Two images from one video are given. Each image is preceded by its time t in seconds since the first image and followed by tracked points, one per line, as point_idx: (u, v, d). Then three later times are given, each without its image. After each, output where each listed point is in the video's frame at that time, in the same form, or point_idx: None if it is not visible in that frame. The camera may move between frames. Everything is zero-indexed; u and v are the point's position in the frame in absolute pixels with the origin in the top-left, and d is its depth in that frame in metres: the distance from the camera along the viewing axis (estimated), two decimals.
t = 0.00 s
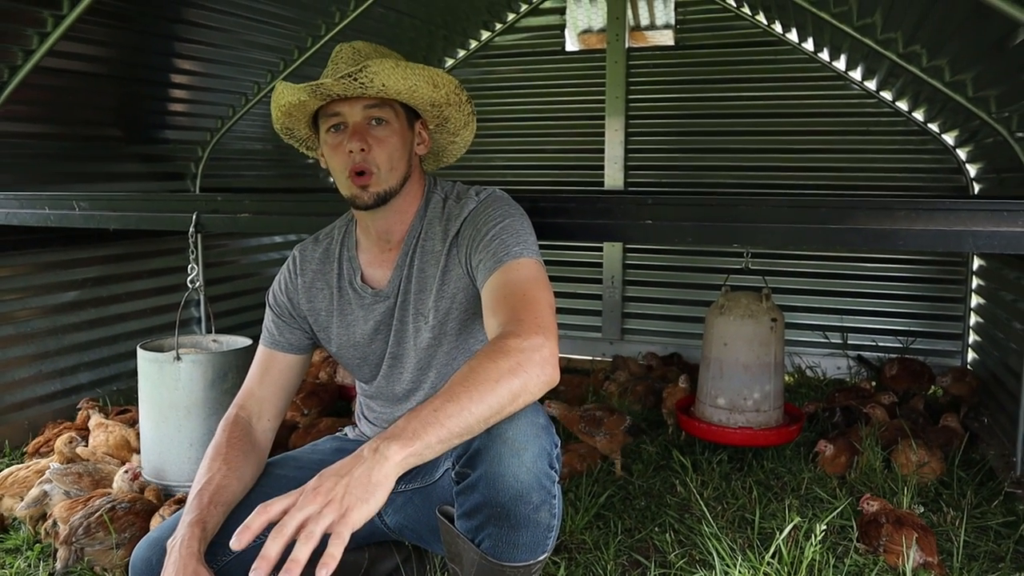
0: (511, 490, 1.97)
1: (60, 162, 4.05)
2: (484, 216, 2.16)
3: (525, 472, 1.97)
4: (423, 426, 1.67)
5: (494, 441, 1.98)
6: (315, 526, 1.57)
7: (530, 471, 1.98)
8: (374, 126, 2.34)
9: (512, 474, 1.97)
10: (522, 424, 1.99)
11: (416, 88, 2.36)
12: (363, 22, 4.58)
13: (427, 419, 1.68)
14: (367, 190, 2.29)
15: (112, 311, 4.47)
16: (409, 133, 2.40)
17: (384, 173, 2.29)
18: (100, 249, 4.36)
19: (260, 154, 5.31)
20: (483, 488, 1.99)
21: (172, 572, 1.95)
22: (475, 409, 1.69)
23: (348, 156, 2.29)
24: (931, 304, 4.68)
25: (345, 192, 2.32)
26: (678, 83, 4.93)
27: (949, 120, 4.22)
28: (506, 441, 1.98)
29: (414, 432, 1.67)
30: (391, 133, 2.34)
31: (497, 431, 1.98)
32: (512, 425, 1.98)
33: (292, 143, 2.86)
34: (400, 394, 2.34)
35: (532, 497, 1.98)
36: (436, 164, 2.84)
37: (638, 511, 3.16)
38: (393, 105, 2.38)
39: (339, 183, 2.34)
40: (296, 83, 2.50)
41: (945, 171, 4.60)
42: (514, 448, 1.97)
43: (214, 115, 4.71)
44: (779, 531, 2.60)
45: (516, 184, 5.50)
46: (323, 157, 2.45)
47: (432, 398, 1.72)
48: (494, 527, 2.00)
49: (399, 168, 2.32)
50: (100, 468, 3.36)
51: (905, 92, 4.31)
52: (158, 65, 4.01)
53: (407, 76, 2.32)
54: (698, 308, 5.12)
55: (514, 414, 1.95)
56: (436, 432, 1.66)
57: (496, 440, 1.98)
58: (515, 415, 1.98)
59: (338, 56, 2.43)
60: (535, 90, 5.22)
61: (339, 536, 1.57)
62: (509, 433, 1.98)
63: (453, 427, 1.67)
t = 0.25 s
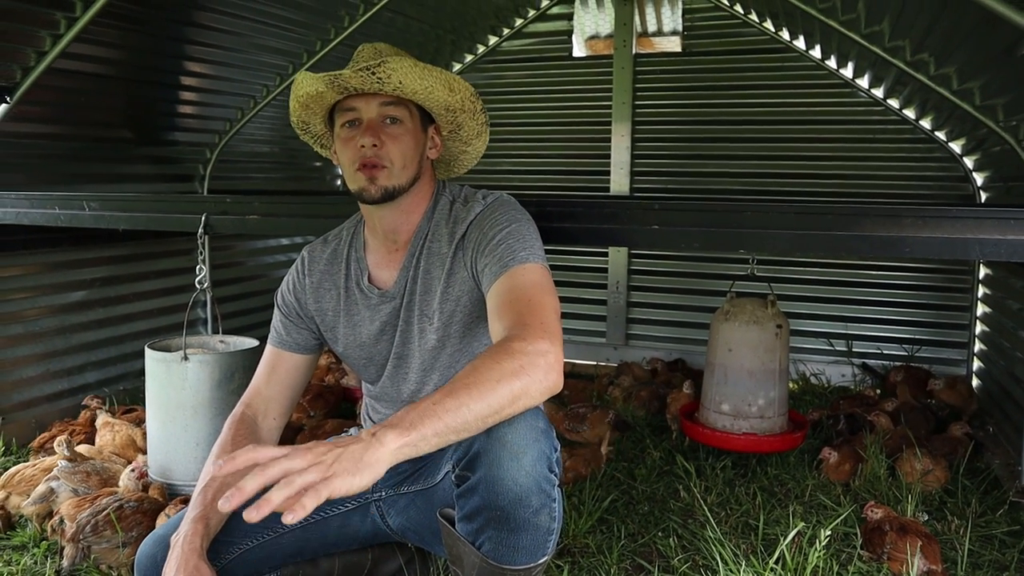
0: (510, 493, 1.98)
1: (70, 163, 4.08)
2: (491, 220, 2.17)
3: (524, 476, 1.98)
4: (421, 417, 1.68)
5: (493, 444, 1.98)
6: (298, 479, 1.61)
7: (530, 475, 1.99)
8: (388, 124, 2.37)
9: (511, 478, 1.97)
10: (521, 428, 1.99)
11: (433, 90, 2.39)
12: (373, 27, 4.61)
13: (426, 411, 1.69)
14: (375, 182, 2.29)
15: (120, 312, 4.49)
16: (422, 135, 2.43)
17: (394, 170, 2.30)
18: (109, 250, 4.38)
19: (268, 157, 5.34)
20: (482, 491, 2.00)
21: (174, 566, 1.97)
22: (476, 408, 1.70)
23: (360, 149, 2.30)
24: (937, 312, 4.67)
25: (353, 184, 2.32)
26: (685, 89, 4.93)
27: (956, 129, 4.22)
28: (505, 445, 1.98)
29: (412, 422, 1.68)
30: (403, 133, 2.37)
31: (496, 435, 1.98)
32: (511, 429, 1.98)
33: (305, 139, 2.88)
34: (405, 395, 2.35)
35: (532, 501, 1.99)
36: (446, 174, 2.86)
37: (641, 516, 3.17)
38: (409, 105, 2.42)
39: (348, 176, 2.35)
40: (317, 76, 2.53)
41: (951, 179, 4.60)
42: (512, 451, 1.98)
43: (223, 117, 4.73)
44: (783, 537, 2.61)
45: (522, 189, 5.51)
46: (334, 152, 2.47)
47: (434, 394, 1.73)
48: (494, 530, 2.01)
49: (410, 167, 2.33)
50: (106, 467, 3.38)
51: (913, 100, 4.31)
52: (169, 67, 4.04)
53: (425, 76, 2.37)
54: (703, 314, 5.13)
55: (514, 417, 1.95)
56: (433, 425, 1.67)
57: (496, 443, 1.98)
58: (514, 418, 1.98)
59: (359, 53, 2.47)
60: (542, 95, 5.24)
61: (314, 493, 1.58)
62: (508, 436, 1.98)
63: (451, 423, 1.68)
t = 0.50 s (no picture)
0: (518, 491, 1.99)
1: (79, 164, 4.10)
2: (498, 222, 2.19)
3: (531, 473, 1.99)
4: (432, 424, 1.69)
5: (501, 441, 2.00)
6: (320, 518, 1.60)
7: (537, 472, 2.00)
8: (397, 131, 2.38)
9: (519, 475, 1.99)
10: (529, 425, 2.02)
11: (441, 96, 2.40)
12: (380, 29, 4.63)
13: (435, 417, 1.71)
14: (387, 192, 2.32)
15: (127, 312, 4.52)
16: (430, 139, 2.44)
17: (404, 177, 2.33)
18: (117, 250, 4.41)
19: (275, 159, 5.36)
20: (489, 488, 2.01)
21: (182, 566, 1.97)
22: (485, 410, 1.71)
23: (371, 158, 2.33)
24: (942, 316, 4.67)
25: (365, 193, 2.35)
26: (691, 93, 4.95)
27: (963, 133, 4.21)
28: (513, 442, 2.00)
29: (423, 430, 1.69)
30: (413, 138, 2.38)
31: (504, 433, 2.00)
32: (519, 427, 2.00)
33: (311, 142, 2.90)
34: (412, 396, 2.36)
35: (540, 498, 2.00)
36: (451, 172, 2.88)
37: (646, 518, 3.17)
38: (418, 111, 2.42)
39: (360, 184, 2.38)
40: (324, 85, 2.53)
41: (957, 184, 4.60)
42: (520, 448, 1.99)
43: (231, 119, 4.76)
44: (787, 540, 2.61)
45: (528, 192, 5.53)
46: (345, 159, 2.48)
47: (442, 398, 1.74)
48: (502, 527, 2.02)
49: (420, 173, 2.35)
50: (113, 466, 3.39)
51: (919, 104, 4.31)
52: (177, 69, 4.07)
53: (434, 83, 2.37)
54: (708, 318, 5.13)
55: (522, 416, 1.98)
56: (444, 431, 1.69)
57: (503, 441, 2.00)
58: (522, 417, 2.01)
59: (366, 59, 2.46)
60: (548, 98, 5.25)
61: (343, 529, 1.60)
62: (516, 434, 2.00)
63: (461, 427, 1.70)
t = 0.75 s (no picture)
0: (529, 487, 2.00)
1: (88, 163, 4.13)
2: (505, 219, 2.20)
3: (544, 469, 2.01)
4: (441, 419, 1.71)
5: (513, 438, 2.02)
6: (325, 507, 1.61)
7: (549, 468, 2.02)
8: (401, 130, 2.39)
9: (532, 470, 2.00)
10: (541, 422, 2.03)
11: (443, 94, 2.41)
12: (386, 29, 4.65)
13: (444, 413, 1.72)
14: (391, 189, 2.32)
15: (135, 311, 4.54)
16: (434, 137, 2.45)
17: (410, 175, 2.33)
18: (124, 249, 4.43)
19: (282, 158, 5.38)
20: (501, 484, 2.02)
21: (192, 562, 1.99)
22: (493, 406, 1.72)
23: (376, 157, 2.33)
24: (949, 317, 4.66)
25: (370, 191, 2.36)
26: (696, 92, 4.95)
27: (969, 133, 4.20)
28: (526, 438, 2.01)
29: (432, 425, 1.70)
30: (416, 137, 2.39)
31: (516, 429, 2.02)
32: (532, 423, 2.02)
33: (316, 142, 2.91)
34: (419, 394, 2.37)
35: (550, 494, 2.01)
36: (457, 169, 2.89)
37: (650, 517, 3.17)
38: (421, 109, 2.43)
39: (365, 184, 2.38)
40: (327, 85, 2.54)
41: (964, 184, 4.59)
42: (532, 445, 2.01)
43: (238, 119, 4.78)
44: (792, 538, 2.62)
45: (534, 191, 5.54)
46: (349, 158, 2.50)
47: (451, 395, 1.75)
48: (512, 523, 2.03)
49: (425, 171, 2.36)
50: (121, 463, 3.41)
51: (925, 104, 4.30)
52: (185, 69, 4.09)
53: (436, 82, 2.38)
54: (713, 317, 5.13)
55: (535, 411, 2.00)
56: (453, 426, 1.70)
57: (515, 437, 2.01)
58: (535, 413, 2.03)
59: (368, 59, 2.48)
60: (554, 98, 5.26)
61: (346, 519, 1.60)
62: (528, 430, 2.02)
63: (470, 422, 1.71)
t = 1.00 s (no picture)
0: (528, 483, 2.00)
1: (87, 161, 4.13)
2: (505, 217, 2.20)
3: (543, 466, 2.02)
4: (446, 417, 1.71)
5: (512, 435, 2.03)
6: (334, 502, 1.61)
7: (548, 464, 2.02)
8: (384, 134, 2.37)
9: (531, 467, 2.00)
10: (540, 419, 2.04)
11: (423, 99, 2.35)
12: (386, 27, 4.65)
13: (448, 410, 1.72)
14: (373, 195, 2.35)
15: (134, 308, 4.54)
16: (422, 139, 2.42)
17: (391, 180, 2.33)
18: (124, 247, 4.43)
19: (281, 156, 5.38)
20: (500, 481, 2.03)
21: (192, 559, 2.00)
22: (496, 403, 1.73)
23: (357, 162, 2.35)
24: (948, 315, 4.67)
25: (356, 195, 2.39)
26: (695, 91, 4.96)
27: (968, 132, 4.21)
28: (526, 436, 2.02)
29: (436, 422, 1.71)
30: (400, 141, 2.37)
31: (516, 425, 2.03)
32: (530, 420, 2.03)
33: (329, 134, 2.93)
34: (418, 391, 2.38)
35: (549, 490, 2.02)
36: (472, 164, 2.87)
37: (649, 514, 3.18)
38: (403, 113, 2.39)
39: (352, 187, 2.41)
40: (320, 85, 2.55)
41: (963, 182, 4.60)
42: (531, 442, 2.02)
43: (237, 117, 4.78)
44: (790, 535, 2.63)
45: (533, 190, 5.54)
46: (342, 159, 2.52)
47: (454, 392, 1.76)
48: (511, 519, 2.04)
49: (409, 175, 2.35)
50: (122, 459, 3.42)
51: (924, 103, 4.31)
52: (184, 67, 4.09)
53: (412, 87, 2.32)
54: (712, 316, 5.14)
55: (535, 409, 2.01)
56: (458, 423, 1.71)
57: (514, 434, 2.03)
58: (534, 410, 2.04)
59: (359, 61, 2.46)
60: (554, 97, 5.27)
61: (354, 514, 1.60)
62: (527, 427, 2.03)
63: (474, 419, 1.72)
